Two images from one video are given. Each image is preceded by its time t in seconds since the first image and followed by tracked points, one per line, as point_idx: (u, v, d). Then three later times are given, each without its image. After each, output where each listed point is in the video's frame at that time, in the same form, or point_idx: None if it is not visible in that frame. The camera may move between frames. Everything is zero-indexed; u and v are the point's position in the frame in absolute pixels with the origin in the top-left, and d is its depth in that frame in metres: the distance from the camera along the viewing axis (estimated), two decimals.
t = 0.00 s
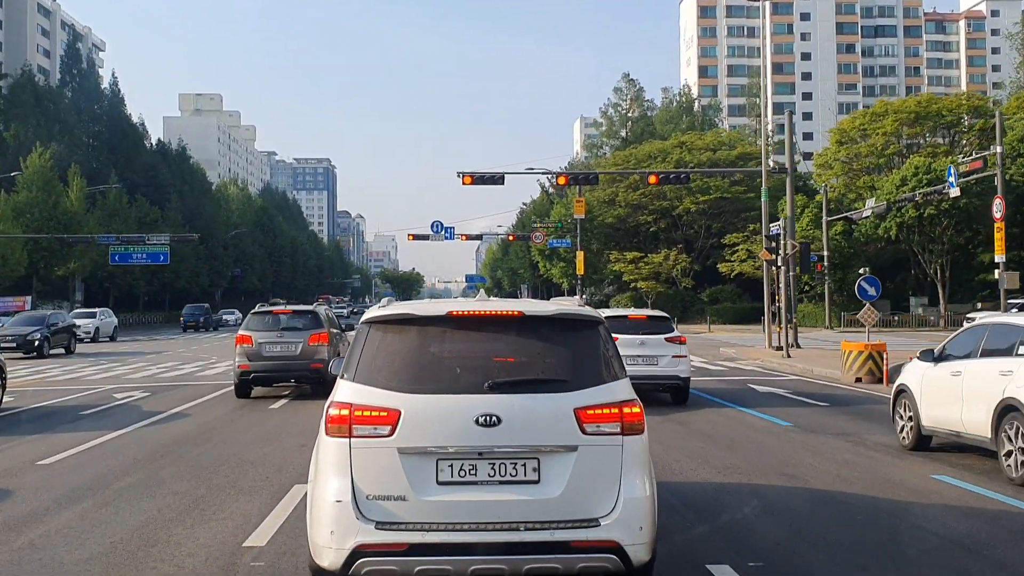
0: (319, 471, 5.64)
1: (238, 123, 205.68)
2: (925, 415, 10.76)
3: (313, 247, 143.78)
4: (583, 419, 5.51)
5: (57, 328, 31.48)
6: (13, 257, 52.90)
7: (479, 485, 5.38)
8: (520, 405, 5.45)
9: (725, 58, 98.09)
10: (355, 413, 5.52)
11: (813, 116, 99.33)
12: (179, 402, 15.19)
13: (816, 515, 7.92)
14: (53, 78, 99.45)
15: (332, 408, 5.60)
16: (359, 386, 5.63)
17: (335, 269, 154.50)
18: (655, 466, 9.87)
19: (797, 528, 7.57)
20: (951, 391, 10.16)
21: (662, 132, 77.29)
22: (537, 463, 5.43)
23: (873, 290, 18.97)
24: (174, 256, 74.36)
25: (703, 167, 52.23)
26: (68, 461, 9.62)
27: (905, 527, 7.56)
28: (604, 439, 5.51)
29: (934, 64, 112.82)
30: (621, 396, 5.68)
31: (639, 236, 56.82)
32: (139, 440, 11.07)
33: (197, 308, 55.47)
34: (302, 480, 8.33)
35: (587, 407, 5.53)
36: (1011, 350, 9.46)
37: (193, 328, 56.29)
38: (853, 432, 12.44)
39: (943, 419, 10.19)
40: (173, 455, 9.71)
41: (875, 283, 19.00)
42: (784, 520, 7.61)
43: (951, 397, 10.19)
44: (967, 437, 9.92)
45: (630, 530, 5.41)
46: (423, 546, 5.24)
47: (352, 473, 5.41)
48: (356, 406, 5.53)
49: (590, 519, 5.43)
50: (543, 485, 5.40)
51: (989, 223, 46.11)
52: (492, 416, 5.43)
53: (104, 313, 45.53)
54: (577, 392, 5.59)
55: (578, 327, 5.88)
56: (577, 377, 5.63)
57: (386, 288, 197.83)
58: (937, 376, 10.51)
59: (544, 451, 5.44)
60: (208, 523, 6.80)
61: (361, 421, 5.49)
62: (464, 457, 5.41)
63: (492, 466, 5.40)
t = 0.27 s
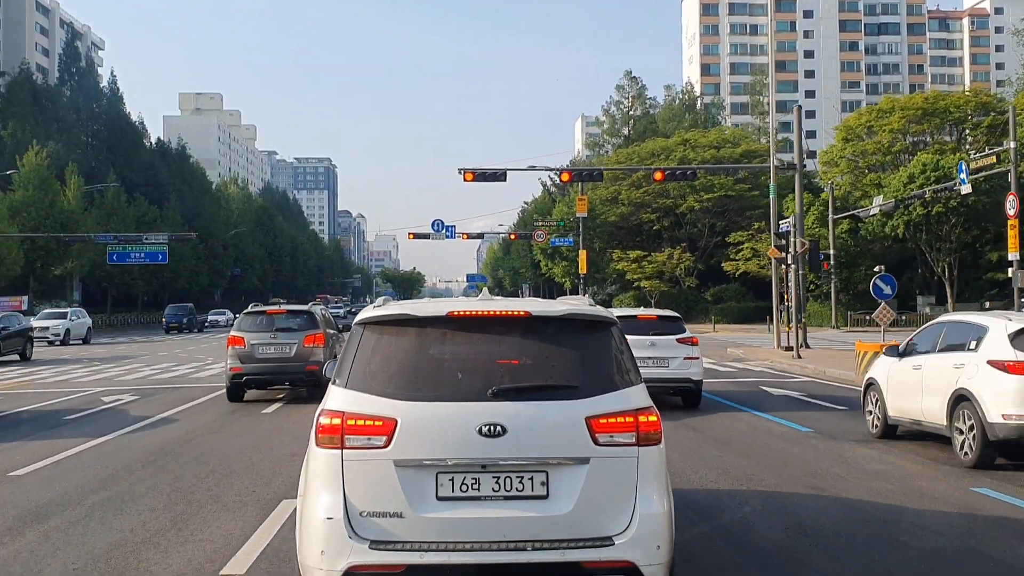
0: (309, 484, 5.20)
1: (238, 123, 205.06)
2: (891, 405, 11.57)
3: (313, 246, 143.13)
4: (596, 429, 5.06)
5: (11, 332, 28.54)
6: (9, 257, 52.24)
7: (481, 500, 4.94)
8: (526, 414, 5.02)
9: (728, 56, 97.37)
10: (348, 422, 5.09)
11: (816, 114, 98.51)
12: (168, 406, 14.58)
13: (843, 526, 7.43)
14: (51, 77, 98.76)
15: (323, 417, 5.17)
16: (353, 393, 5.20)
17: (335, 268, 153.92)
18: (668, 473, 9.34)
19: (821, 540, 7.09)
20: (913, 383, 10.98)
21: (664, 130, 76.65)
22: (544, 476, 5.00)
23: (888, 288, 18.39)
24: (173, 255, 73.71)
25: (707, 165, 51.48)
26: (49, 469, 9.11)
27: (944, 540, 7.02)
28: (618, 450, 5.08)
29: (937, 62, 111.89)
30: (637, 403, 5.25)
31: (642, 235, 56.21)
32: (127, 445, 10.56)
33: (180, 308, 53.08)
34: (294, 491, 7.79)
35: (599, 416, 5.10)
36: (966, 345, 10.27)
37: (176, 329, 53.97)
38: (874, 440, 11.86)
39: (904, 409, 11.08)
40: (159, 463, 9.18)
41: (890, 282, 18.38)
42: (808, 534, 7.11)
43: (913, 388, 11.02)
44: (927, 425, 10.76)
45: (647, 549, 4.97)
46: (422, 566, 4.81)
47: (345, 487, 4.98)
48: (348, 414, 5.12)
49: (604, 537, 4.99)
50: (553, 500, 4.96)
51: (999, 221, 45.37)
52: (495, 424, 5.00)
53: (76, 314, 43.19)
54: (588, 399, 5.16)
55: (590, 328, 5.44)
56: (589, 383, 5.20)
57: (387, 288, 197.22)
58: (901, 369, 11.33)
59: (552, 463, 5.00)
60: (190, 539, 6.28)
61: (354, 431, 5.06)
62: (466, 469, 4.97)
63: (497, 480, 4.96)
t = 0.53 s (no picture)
0: (298, 498, 4.88)
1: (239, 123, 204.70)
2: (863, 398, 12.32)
3: (313, 246, 142.54)
4: (608, 439, 4.75)
5: None
6: (5, 256, 51.74)
7: (485, 517, 4.63)
8: (533, 423, 4.70)
9: (730, 55, 96.83)
10: (338, 433, 4.76)
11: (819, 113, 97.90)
12: (157, 411, 13.99)
13: (870, 539, 6.92)
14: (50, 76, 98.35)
15: (312, 427, 4.85)
16: (345, 401, 4.87)
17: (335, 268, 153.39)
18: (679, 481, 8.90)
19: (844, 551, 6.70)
20: (883, 378, 11.68)
21: (666, 128, 76.15)
22: (552, 491, 4.67)
23: (903, 288, 17.86)
24: (171, 255, 73.19)
25: (711, 163, 50.88)
26: (25, 478, 8.60)
27: (984, 554, 6.45)
28: (631, 463, 4.76)
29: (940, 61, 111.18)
30: (653, 411, 4.93)
31: (645, 234, 55.68)
32: (110, 452, 10.00)
33: (159, 309, 50.51)
34: (282, 506, 7.23)
35: (611, 425, 4.77)
36: (930, 344, 11.04)
37: (155, 329, 51.38)
38: (899, 449, 11.25)
39: (873, 403, 11.87)
40: (140, 473, 8.63)
41: (905, 281, 17.82)
42: (833, 549, 6.64)
43: (883, 383, 11.76)
44: (894, 418, 11.54)
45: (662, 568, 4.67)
46: None
47: (335, 503, 4.66)
48: (339, 423, 4.80)
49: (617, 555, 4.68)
50: (561, 515, 4.64)
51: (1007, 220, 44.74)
52: (501, 434, 4.67)
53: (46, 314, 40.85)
54: (601, 406, 4.82)
55: (600, 331, 5.12)
56: (601, 390, 4.86)
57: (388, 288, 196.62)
58: (872, 365, 12.04)
59: (561, 478, 4.68)
60: (164, 562, 5.75)
61: (346, 442, 4.75)
62: (466, 483, 4.66)
63: (501, 495, 4.64)
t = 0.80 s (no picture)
0: (288, 512, 4.56)
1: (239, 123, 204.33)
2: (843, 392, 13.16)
3: (313, 246, 142.07)
4: (620, 450, 4.43)
5: None
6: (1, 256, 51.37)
7: (488, 533, 4.31)
8: (539, 432, 4.39)
9: (731, 53, 96.38)
10: (331, 442, 4.44)
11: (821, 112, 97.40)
12: (146, 415, 13.49)
13: (897, 554, 6.50)
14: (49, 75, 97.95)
15: (302, 436, 4.52)
16: (338, 408, 4.54)
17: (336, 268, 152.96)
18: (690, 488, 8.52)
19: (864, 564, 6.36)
20: (861, 373, 12.53)
21: (667, 127, 75.69)
22: (560, 506, 4.35)
23: (916, 287, 17.41)
24: (170, 254, 72.76)
25: (715, 161, 50.37)
26: (1, 487, 8.15)
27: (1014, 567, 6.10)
28: (643, 474, 4.43)
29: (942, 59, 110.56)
30: (668, 418, 4.61)
31: (646, 233, 55.25)
32: (94, 457, 9.49)
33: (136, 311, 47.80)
34: (271, 518, 6.78)
35: (624, 434, 4.45)
36: (903, 340, 11.91)
37: (134, 331, 48.69)
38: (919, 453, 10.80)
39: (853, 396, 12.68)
40: (122, 481, 8.16)
41: (917, 279, 17.37)
42: (855, 565, 6.27)
43: (862, 377, 12.61)
44: (872, 409, 12.36)
45: None
46: None
47: (328, 518, 4.35)
48: (332, 432, 4.47)
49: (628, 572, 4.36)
50: (567, 530, 4.33)
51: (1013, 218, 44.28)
52: (502, 443, 4.36)
53: (8, 316, 39.02)
54: (612, 414, 4.49)
55: (609, 333, 4.78)
56: (611, 396, 4.54)
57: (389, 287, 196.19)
58: (851, 361, 12.91)
59: (569, 490, 4.37)
60: None
61: (339, 453, 4.42)
62: (468, 496, 4.34)
63: (505, 511, 4.33)
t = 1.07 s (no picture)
0: (276, 526, 4.16)
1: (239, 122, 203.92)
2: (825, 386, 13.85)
3: (313, 246, 141.66)
4: (632, 459, 4.01)
5: None
6: None
7: (490, 550, 3.91)
8: (545, 440, 3.98)
9: (733, 52, 96.01)
10: (321, 451, 4.04)
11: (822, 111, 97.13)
12: (134, 418, 13.03)
13: (925, 566, 6.06)
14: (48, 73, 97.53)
15: (291, 443, 4.12)
16: (329, 413, 4.14)
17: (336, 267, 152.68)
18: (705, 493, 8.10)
19: None
20: (842, 368, 13.21)
21: (668, 125, 75.49)
22: (567, 519, 3.95)
23: (928, 286, 17.00)
24: (169, 253, 72.36)
25: (718, 158, 49.97)
26: None
27: None
28: (658, 485, 4.03)
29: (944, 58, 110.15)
30: (683, 425, 4.20)
31: (648, 232, 54.88)
32: (77, 464, 8.99)
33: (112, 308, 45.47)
34: (256, 535, 6.30)
35: (635, 443, 4.04)
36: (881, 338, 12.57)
37: (110, 332, 46.03)
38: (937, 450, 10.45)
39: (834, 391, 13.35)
40: (101, 492, 7.68)
41: (930, 276, 16.98)
42: None
43: (844, 373, 13.26)
44: (850, 404, 13.04)
45: None
46: None
47: (316, 532, 3.95)
48: (322, 440, 4.06)
49: None
50: (574, 550, 3.91)
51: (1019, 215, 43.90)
52: (505, 456, 3.94)
53: None
54: (623, 420, 4.08)
55: (619, 331, 4.38)
56: (622, 400, 4.13)
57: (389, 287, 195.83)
58: (833, 356, 13.61)
59: (577, 503, 3.97)
60: None
61: (329, 462, 4.02)
62: (467, 509, 3.94)
63: (508, 526, 3.92)
